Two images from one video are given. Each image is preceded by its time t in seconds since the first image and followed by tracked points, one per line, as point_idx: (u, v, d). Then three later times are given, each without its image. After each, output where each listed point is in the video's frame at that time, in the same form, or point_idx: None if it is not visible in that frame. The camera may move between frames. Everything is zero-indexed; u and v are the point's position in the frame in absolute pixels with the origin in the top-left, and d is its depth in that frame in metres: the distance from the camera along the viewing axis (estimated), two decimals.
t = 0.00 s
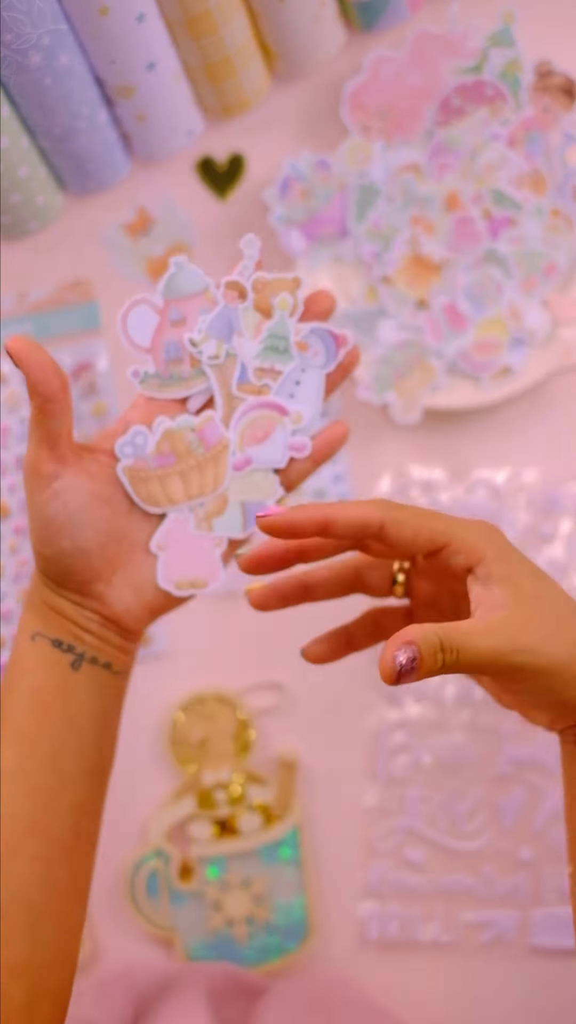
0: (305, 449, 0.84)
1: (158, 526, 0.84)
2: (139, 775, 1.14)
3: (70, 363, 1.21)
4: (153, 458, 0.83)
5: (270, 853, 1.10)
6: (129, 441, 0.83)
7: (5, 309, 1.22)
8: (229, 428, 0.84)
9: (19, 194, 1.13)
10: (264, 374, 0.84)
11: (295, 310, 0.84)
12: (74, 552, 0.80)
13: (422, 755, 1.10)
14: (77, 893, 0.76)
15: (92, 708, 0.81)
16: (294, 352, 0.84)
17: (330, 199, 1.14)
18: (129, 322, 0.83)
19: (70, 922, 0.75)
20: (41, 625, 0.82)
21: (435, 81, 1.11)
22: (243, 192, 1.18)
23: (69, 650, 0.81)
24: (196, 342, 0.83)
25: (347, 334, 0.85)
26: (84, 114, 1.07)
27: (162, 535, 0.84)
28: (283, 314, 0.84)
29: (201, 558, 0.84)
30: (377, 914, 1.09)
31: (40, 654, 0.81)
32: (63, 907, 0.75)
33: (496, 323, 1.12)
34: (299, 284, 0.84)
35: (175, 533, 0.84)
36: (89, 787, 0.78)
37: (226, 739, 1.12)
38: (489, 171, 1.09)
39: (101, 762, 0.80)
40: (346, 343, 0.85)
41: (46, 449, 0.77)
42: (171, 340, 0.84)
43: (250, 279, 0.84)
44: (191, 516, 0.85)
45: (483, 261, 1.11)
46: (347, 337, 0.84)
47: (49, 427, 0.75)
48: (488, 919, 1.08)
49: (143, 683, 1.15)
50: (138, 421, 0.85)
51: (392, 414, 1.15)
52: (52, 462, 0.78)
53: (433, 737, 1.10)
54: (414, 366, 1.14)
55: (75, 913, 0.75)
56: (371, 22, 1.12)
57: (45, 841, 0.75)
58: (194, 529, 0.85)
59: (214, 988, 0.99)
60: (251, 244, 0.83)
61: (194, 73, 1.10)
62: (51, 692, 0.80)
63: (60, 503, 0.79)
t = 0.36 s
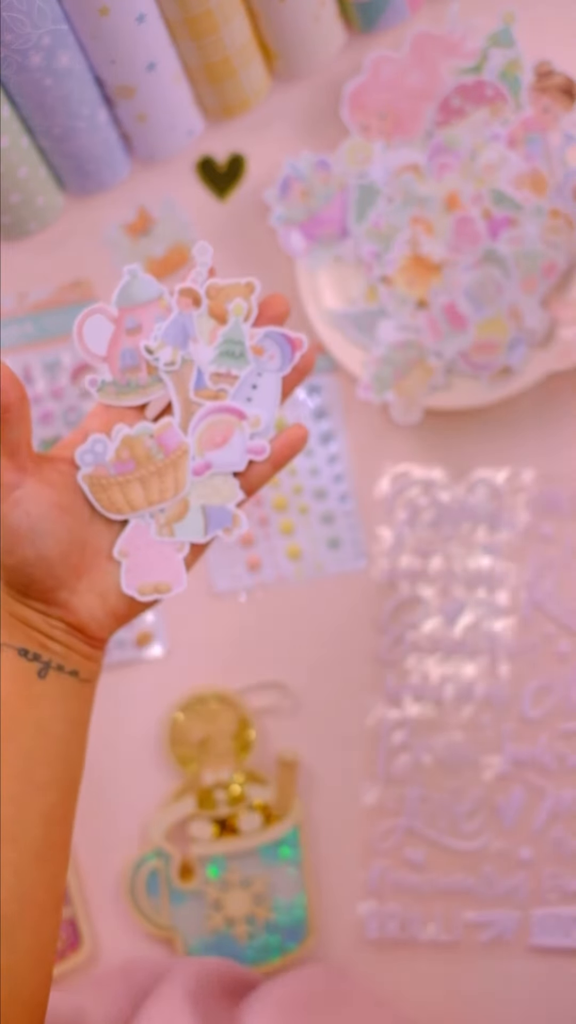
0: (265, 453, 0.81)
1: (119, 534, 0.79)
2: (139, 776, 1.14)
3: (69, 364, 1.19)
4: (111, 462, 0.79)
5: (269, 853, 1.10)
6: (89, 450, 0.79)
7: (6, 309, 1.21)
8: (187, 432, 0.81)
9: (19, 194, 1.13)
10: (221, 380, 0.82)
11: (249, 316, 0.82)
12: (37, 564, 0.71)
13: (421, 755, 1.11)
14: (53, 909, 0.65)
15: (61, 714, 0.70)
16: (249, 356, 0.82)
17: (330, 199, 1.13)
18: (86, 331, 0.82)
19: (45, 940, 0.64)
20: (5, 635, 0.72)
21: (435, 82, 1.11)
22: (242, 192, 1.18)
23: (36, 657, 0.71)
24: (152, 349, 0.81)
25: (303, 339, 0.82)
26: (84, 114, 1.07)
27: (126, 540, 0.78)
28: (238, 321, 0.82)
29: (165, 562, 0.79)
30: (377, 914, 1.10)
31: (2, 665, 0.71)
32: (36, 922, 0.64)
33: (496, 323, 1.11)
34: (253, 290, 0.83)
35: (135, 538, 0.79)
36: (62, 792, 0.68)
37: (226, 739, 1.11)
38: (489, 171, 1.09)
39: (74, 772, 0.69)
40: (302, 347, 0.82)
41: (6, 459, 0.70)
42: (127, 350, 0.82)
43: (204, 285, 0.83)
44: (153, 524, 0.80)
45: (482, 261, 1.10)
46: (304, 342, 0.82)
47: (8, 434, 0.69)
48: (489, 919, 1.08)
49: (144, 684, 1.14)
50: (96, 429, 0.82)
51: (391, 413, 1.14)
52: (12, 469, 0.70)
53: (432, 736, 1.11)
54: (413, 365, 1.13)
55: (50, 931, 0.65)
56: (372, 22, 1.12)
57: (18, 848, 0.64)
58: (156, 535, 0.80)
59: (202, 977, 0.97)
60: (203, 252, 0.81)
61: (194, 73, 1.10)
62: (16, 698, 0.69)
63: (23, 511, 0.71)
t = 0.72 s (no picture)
0: (259, 443, 0.79)
1: (113, 525, 0.78)
2: (139, 776, 1.14)
3: (69, 364, 1.19)
4: (105, 453, 0.79)
5: (269, 854, 1.10)
6: (83, 440, 0.78)
7: (6, 309, 1.21)
8: (182, 423, 0.80)
9: (19, 194, 1.13)
10: (216, 371, 0.80)
11: (245, 307, 0.81)
12: (33, 553, 0.70)
13: (421, 755, 1.11)
14: (44, 899, 0.66)
15: (54, 708, 0.70)
16: (244, 347, 0.81)
17: (330, 199, 1.13)
18: (81, 322, 0.81)
19: (37, 930, 0.64)
20: None
21: (435, 82, 1.11)
22: (242, 192, 1.18)
23: (29, 648, 0.70)
24: (147, 339, 0.80)
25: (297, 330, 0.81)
26: (84, 114, 1.07)
27: (120, 531, 0.78)
28: (233, 312, 0.81)
29: (159, 553, 0.78)
30: (376, 914, 1.10)
31: None
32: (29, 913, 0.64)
33: (496, 323, 1.11)
34: (249, 281, 0.81)
35: (130, 530, 0.78)
36: (54, 782, 0.68)
37: (226, 739, 1.11)
38: (491, 171, 1.10)
39: (67, 765, 0.69)
40: (297, 338, 0.81)
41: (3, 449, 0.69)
42: (122, 340, 0.81)
43: (200, 277, 0.82)
44: (147, 515, 0.79)
45: (482, 261, 1.11)
46: (299, 333, 0.81)
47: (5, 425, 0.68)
48: (489, 919, 1.08)
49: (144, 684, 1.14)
50: (91, 420, 0.80)
51: (391, 413, 1.14)
52: (7, 461, 0.69)
53: (432, 736, 1.11)
54: (413, 365, 1.13)
55: (42, 921, 0.65)
56: (372, 22, 1.12)
57: (10, 840, 0.64)
58: (149, 527, 0.79)
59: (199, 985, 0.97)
60: (199, 243, 0.81)
61: (194, 72, 1.10)
62: (11, 690, 0.68)
63: (18, 502, 0.69)
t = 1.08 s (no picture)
0: (282, 445, 0.79)
1: (137, 524, 0.77)
2: (140, 775, 1.14)
3: (71, 365, 1.20)
4: (129, 453, 0.77)
5: (270, 852, 1.11)
6: (107, 439, 0.77)
7: (7, 310, 1.21)
8: (205, 424, 0.79)
9: (20, 195, 1.13)
10: (239, 373, 0.79)
11: (268, 311, 0.79)
12: (56, 550, 0.70)
13: (421, 755, 1.11)
14: (68, 892, 0.65)
15: (76, 702, 0.69)
16: (267, 349, 0.79)
17: (330, 200, 1.14)
18: (106, 320, 0.78)
19: (59, 923, 0.64)
20: (22, 621, 0.71)
21: (435, 83, 1.12)
22: (243, 193, 1.18)
23: (52, 646, 0.70)
24: (172, 340, 0.78)
25: (321, 334, 0.80)
26: (86, 115, 1.08)
27: (143, 530, 0.77)
28: (257, 314, 0.79)
29: (181, 552, 0.77)
30: (377, 913, 1.10)
31: (17, 653, 0.69)
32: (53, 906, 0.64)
33: (495, 324, 1.11)
34: (273, 285, 0.79)
35: (153, 529, 0.77)
36: (77, 777, 0.67)
37: (226, 739, 1.12)
38: (490, 172, 1.11)
39: (90, 759, 0.68)
40: (320, 342, 0.79)
41: (28, 447, 0.68)
42: (147, 339, 0.78)
43: (225, 279, 0.79)
44: (169, 515, 0.78)
45: (482, 262, 1.12)
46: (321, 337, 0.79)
47: (31, 424, 0.67)
48: (488, 918, 1.09)
49: (144, 684, 1.15)
50: (115, 419, 0.79)
51: (390, 413, 1.14)
52: (32, 458, 0.69)
53: (432, 735, 1.12)
54: (412, 365, 1.13)
55: (65, 914, 0.65)
56: (371, 23, 1.12)
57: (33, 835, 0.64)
58: (172, 526, 0.78)
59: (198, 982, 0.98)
60: (225, 245, 0.78)
61: (194, 73, 1.10)
62: (34, 686, 0.68)
63: (42, 500, 0.69)
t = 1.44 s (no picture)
0: (263, 450, 0.78)
1: (117, 533, 0.77)
2: (140, 775, 1.14)
3: (70, 365, 1.20)
4: (107, 463, 0.77)
5: (270, 852, 1.11)
6: (85, 449, 0.76)
7: (6, 310, 1.21)
8: (183, 431, 0.78)
9: (21, 195, 1.13)
10: (216, 378, 0.78)
11: (244, 314, 0.79)
12: (36, 562, 0.69)
13: (421, 755, 1.11)
14: (52, 908, 0.65)
15: (58, 719, 0.70)
16: (244, 353, 0.78)
17: (330, 200, 1.14)
18: (80, 329, 0.78)
19: (45, 941, 0.64)
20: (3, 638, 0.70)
21: (435, 83, 1.12)
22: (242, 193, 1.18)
23: (32, 660, 0.71)
24: (147, 347, 0.78)
25: (297, 334, 0.79)
26: (86, 115, 1.08)
27: (124, 538, 0.77)
28: (233, 318, 0.78)
29: (163, 560, 0.77)
30: (377, 913, 1.10)
31: None
32: (37, 924, 0.64)
33: (495, 323, 1.12)
34: (248, 287, 0.79)
35: (133, 538, 0.77)
36: (58, 795, 0.67)
37: (226, 738, 1.11)
38: (488, 173, 1.10)
39: (73, 774, 0.69)
40: (297, 343, 0.79)
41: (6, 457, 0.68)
42: (122, 347, 0.78)
43: (199, 283, 0.79)
44: (149, 523, 0.78)
45: (482, 261, 1.12)
46: (298, 339, 0.79)
47: (10, 435, 0.66)
48: (488, 917, 1.09)
49: (144, 684, 1.15)
50: (93, 429, 0.79)
51: (390, 413, 1.15)
52: (10, 470, 0.68)
53: (432, 735, 1.12)
54: (412, 366, 1.13)
55: (50, 931, 0.65)
56: (372, 23, 1.12)
57: (15, 854, 0.64)
58: (152, 534, 0.78)
59: (197, 982, 0.98)
60: (199, 249, 0.78)
61: (194, 73, 1.10)
62: (15, 704, 0.68)
63: (21, 512, 0.68)
